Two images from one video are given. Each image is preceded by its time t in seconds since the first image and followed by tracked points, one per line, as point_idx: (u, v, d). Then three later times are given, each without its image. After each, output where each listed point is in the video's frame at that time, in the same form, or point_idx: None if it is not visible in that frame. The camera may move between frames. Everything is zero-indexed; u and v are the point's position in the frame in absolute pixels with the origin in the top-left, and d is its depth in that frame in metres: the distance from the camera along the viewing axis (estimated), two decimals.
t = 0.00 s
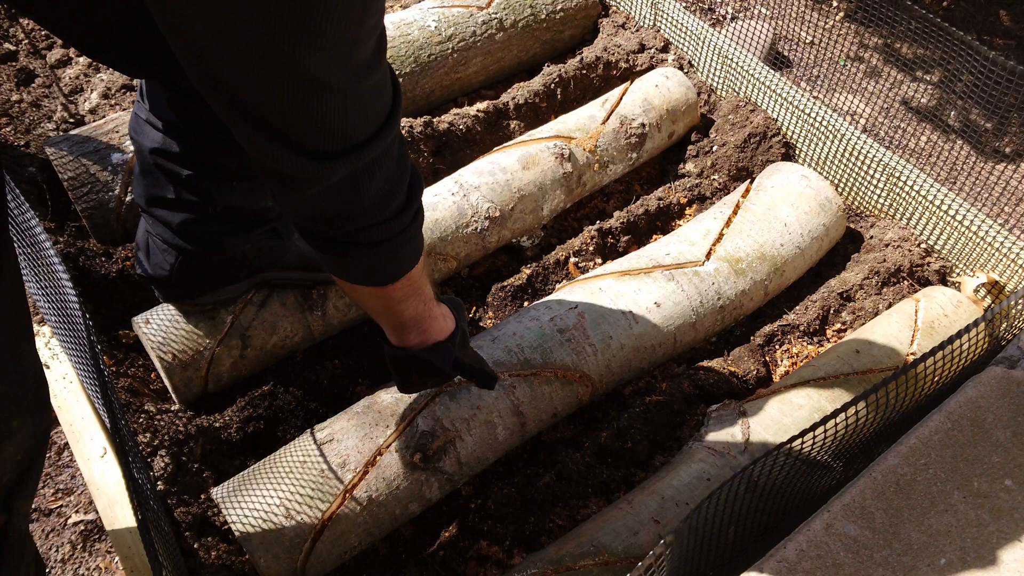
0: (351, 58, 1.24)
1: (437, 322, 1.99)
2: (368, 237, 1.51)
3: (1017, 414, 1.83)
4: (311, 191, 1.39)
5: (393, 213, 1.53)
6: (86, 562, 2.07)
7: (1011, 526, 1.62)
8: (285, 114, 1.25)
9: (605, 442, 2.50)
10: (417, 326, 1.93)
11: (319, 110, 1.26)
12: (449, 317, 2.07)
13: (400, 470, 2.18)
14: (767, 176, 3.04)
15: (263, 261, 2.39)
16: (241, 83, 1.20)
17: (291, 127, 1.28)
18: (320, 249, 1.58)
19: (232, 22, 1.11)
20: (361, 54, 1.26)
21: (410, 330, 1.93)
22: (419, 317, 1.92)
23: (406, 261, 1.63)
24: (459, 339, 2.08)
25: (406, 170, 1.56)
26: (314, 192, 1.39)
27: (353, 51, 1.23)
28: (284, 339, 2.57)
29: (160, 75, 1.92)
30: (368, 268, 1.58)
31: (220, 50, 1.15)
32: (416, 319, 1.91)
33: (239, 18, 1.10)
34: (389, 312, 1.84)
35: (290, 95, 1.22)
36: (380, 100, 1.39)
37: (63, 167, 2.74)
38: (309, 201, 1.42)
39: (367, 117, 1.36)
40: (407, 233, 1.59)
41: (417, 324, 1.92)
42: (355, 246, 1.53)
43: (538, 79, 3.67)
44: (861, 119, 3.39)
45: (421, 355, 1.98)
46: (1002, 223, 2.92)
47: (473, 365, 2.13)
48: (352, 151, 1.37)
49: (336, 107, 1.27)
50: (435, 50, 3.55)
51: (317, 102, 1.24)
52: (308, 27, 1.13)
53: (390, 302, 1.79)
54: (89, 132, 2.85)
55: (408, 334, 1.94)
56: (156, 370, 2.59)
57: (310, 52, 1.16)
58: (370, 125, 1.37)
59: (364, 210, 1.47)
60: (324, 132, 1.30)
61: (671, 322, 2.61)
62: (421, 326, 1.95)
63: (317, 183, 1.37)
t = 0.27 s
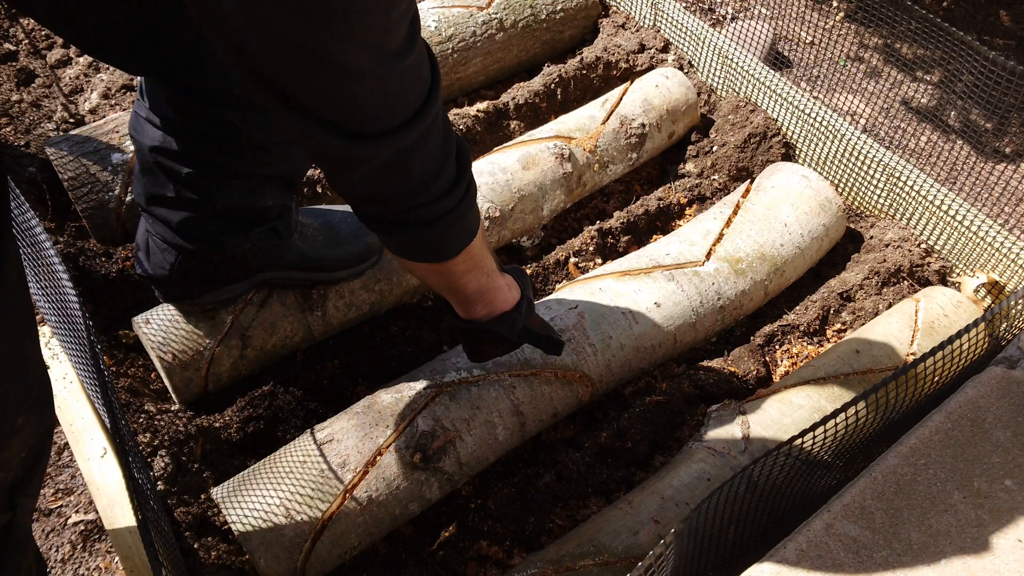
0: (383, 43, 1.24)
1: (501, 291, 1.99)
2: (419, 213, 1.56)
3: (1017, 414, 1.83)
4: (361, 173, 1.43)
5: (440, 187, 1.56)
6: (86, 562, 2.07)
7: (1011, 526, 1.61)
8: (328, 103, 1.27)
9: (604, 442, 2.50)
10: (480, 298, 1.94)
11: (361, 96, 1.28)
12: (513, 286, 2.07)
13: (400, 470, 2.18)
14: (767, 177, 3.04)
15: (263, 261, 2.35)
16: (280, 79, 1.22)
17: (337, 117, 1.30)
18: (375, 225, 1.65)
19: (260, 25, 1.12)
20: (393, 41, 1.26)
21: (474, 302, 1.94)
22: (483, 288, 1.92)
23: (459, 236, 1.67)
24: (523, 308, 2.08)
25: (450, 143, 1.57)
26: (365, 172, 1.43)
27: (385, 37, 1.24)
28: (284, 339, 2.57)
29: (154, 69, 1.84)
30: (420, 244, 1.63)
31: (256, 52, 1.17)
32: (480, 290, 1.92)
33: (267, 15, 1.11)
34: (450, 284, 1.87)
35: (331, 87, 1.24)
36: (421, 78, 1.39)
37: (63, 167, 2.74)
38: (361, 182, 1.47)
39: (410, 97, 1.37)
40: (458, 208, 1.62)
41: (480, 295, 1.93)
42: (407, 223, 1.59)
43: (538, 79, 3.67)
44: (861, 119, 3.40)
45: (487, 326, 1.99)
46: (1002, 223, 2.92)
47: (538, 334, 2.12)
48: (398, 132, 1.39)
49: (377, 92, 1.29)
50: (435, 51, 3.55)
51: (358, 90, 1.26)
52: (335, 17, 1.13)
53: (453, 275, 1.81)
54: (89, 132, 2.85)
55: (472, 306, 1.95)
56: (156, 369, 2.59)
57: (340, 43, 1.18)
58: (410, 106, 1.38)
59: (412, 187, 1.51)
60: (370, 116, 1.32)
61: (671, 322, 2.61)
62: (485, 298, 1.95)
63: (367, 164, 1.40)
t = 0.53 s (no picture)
0: (416, 23, 1.19)
1: (554, 261, 1.93)
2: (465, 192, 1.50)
3: (1016, 414, 1.83)
4: (404, 156, 1.36)
5: (482, 164, 1.49)
6: (86, 562, 2.07)
7: (1011, 526, 1.61)
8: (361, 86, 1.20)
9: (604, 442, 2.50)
10: (535, 270, 1.89)
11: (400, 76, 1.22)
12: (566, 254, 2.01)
13: (400, 470, 2.18)
14: (767, 176, 3.04)
15: (263, 261, 2.35)
16: (311, 66, 1.16)
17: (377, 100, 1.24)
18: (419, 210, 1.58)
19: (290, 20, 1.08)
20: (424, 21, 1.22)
21: (531, 276, 1.90)
22: (541, 259, 1.88)
23: (503, 212, 1.60)
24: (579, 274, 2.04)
25: (487, 116, 1.50)
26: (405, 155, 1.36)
27: (416, 14, 1.18)
28: (283, 339, 2.57)
29: (155, 70, 1.85)
30: (466, 223, 1.57)
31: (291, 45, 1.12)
32: (533, 263, 1.87)
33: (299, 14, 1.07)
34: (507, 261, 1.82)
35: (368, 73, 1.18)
36: (453, 49, 1.33)
37: (63, 167, 2.74)
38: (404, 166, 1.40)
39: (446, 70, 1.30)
40: (501, 183, 1.55)
41: (535, 267, 1.88)
42: (452, 204, 1.53)
43: (538, 79, 3.67)
44: (861, 119, 3.40)
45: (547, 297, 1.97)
46: (1002, 223, 2.92)
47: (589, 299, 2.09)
48: (438, 108, 1.32)
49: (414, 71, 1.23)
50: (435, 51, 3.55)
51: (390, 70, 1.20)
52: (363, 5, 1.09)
53: (506, 251, 1.77)
54: (89, 132, 2.85)
55: (527, 280, 1.91)
56: (156, 369, 2.59)
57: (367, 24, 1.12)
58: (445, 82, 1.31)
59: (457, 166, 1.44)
60: (409, 94, 1.26)
61: (671, 322, 2.61)
62: (539, 269, 1.90)
63: (406, 146, 1.34)
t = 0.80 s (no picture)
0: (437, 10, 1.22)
1: (601, 222, 1.93)
2: (501, 167, 1.51)
3: (1016, 414, 1.82)
4: (438, 134, 1.39)
5: (520, 138, 1.50)
6: (86, 562, 2.07)
7: (1011, 526, 1.61)
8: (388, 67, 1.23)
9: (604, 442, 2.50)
10: (584, 232, 1.90)
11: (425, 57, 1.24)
12: (613, 214, 2.00)
13: (400, 470, 2.18)
14: (767, 176, 3.04)
15: (263, 261, 2.35)
16: (341, 54, 1.20)
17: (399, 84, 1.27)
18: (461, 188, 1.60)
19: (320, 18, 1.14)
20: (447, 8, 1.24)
21: (579, 240, 1.92)
22: (587, 223, 1.88)
23: (541, 185, 1.60)
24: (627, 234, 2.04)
25: (522, 91, 1.50)
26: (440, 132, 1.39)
27: None
28: (283, 339, 2.57)
29: (156, 68, 1.85)
30: (509, 196, 1.59)
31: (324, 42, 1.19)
32: (581, 227, 1.88)
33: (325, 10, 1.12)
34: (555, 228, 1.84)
35: (396, 58, 1.22)
36: (479, 27, 1.34)
37: (62, 167, 2.74)
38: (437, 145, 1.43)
39: (472, 48, 1.32)
40: (538, 155, 1.56)
41: (583, 231, 1.89)
42: (490, 179, 1.54)
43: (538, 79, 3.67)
44: (861, 119, 3.40)
45: (596, 260, 1.99)
46: (1002, 223, 2.92)
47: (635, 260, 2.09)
48: (469, 86, 1.34)
49: (438, 53, 1.25)
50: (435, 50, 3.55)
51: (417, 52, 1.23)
52: None
53: (554, 218, 1.78)
54: (88, 132, 2.85)
55: (577, 243, 1.92)
56: (156, 369, 2.58)
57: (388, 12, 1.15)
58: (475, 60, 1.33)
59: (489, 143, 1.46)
60: (434, 76, 1.28)
61: (671, 321, 2.61)
62: (587, 233, 1.91)
63: (440, 124, 1.36)
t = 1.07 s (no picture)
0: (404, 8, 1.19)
1: (551, 241, 1.97)
2: (455, 183, 1.53)
3: (1017, 414, 1.82)
4: (393, 143, 1.38)
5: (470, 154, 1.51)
6: (87, 562, 2.07)
7: (1011, 526, 1.61)
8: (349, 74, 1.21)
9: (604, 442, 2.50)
10: (532, 251, 1.93)
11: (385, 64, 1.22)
12: (563, 233, 2.04)
13: (400, 470, 2.18)
14: (767, 176, 3.04)
15: (263, 260, 2.35)
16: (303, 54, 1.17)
17: (360, 89, 1.25)
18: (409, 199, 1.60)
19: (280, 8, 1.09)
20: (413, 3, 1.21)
21: (523, 256, 1.94)
22: (534, 242, 1.92)
23: (491, 202, 1.63)
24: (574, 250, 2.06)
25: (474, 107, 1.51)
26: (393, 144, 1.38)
27: (405, 1, 1.19)
28: (283, 339, 2.57)
29: (153, 70, 1.84)
30: (455, 209, 1.59)
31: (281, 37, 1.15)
32: (530, 245, 1.91)
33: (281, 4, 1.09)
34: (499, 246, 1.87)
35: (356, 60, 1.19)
36: (442, 41, 1.33)
37: (63, 167, 2.74)
38: (390, 155, 1.42)
39: (433, 61, 1.31)
40: (490, 173, 1.59)
41: (530, 250, 1.92)
42: (443, 194, 1.55)
43: (538, 79, 3.67)
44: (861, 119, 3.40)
45: (543, 272, 2.00)
46: (1002, 223, 2.92)
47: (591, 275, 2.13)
48: (426, 98, 1.33)
49: (402, 59, 1.24)
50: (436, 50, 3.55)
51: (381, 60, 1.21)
52: None
53: (498, 237, 1.81)
54: (88, 132, 2.85)
55: (527, 261, 1.95)
56: (156, 369, 2.58)
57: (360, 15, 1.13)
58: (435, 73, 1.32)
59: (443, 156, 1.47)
60: (396, 85, 1.27)
61: (671, 322, 2.61)
62: (537, 251, 1.94)
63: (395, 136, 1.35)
